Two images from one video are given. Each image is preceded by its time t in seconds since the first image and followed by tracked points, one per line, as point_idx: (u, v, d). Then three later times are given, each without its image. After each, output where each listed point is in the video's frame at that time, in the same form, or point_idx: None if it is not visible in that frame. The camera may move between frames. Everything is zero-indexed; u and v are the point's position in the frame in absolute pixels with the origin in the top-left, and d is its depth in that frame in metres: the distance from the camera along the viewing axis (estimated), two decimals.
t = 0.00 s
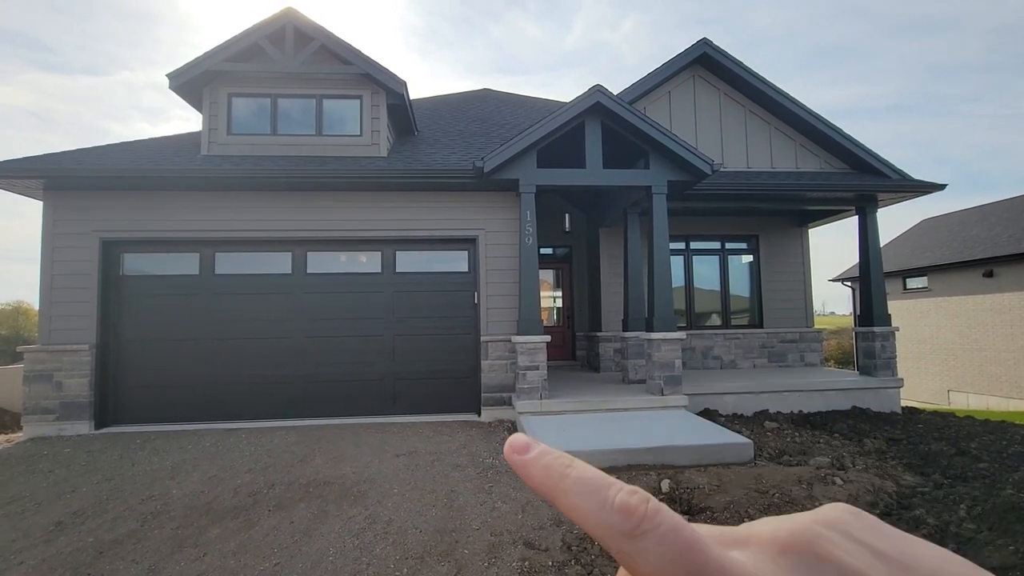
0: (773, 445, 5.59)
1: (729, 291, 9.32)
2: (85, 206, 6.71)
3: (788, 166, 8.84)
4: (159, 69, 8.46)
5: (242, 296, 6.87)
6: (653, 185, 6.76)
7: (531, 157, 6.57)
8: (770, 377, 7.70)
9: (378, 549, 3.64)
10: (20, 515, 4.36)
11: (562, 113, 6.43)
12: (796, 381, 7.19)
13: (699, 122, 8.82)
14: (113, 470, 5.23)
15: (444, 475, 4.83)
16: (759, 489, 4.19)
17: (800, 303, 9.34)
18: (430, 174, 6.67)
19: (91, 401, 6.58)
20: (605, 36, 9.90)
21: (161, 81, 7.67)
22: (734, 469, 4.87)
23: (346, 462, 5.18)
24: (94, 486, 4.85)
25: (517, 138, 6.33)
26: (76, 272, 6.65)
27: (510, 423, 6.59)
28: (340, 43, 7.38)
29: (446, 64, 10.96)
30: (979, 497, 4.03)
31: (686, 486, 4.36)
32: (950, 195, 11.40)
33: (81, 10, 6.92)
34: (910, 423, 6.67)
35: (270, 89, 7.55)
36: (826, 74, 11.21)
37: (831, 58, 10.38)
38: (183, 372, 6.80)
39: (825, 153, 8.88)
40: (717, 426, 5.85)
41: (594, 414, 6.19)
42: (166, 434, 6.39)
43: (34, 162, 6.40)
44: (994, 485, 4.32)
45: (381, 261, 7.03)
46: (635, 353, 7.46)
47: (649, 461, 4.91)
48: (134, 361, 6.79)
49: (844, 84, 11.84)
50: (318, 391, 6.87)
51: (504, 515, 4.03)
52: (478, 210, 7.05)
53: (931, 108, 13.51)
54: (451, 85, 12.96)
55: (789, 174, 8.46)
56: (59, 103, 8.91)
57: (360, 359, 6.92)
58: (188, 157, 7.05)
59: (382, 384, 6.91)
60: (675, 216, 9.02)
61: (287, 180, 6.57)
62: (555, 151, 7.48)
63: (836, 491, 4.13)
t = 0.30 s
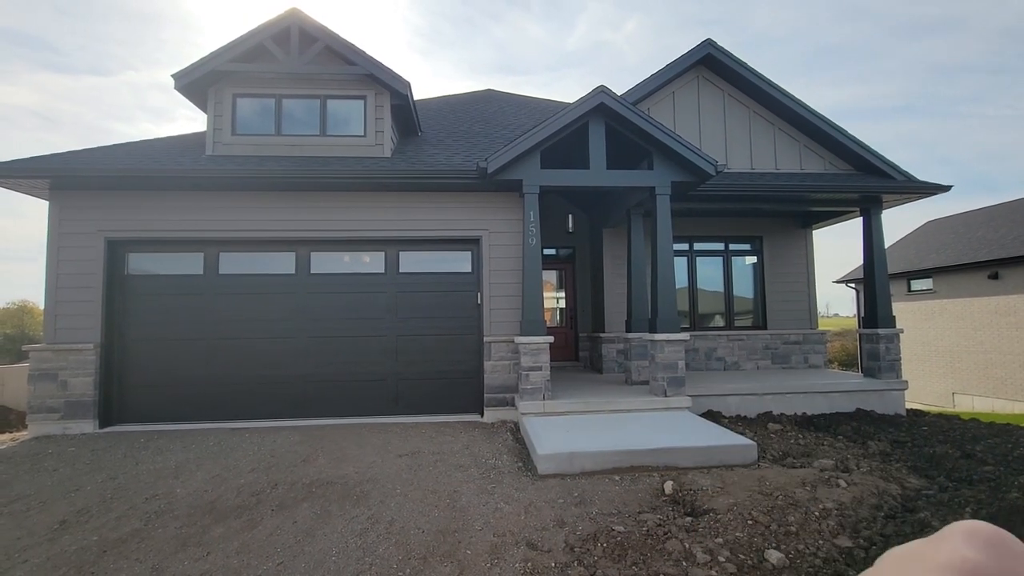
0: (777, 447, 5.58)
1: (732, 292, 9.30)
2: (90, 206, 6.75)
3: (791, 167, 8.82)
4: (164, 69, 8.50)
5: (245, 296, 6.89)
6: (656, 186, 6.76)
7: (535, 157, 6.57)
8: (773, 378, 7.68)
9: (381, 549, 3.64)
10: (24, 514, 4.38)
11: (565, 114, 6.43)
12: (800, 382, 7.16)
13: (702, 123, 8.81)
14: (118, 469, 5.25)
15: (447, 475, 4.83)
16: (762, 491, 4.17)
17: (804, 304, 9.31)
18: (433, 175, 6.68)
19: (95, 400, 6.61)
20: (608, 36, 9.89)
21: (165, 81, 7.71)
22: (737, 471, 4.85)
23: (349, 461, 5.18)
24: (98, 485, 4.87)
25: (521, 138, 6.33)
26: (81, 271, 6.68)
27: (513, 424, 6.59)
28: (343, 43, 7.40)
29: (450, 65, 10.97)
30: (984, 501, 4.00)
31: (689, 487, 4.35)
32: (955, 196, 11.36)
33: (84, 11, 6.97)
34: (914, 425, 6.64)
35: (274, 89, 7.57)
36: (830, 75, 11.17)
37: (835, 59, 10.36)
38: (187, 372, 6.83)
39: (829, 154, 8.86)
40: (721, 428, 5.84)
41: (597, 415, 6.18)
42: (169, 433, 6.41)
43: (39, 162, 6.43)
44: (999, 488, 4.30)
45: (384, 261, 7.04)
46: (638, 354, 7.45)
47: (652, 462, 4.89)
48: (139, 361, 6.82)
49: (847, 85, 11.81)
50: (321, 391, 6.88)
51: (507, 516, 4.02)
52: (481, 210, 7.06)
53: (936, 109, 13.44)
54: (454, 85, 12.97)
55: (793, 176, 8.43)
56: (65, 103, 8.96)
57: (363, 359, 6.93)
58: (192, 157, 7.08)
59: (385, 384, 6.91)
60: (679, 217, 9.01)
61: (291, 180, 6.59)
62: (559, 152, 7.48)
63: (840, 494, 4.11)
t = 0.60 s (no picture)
0: (777, 447, 5.57)
1: (733, 292, 9.29)
2: (91, 205, 6.76)
3: (792, 167, 8.81)
4: (166, 70, 8.53)
5: (246, 295, 6.90)
6: (657, 186, 6.76)
7: (536, 157, 6.57)
8: (774, 379, 7.68)
9: (381, 548, 3.64)
10: (26, 512, 4.39)
11: (566, 113, 6.43)
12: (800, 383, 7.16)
13: (703, 123, 8.80)
14: (119, 467, 5.26)
15: (446, 475, 4.83)
16: (762, 492, 4.17)
17: (804, 305, 9.30)
18: (434, 174, 6.68)
19: (96, 399, 6.63)
20: (610, 36, 9.88)
21: (167, 81, 7.73)
22: (738, 471, 4.85)
23: (350, 460, 5.19)
24: (99, 484, 4.88)
25: (522, 138, 6.34)
26: (82, 270, 6.70)
27: (513, 423, 6.59)
28: (344, 43, 7.41)
29: (451, 65, 10.98)
30: (984, 502, 3.99)
31: (689, 487, 4.35)
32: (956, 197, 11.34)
33: (87, 11, 7.00)
34: (915, 426, 6.63)
35: (275, 89, 7.58)
36: (832, 75, 11.16)
37: (837, 59, 10.34)
38: (188, 370, 6.83)
39: (831, 154, 8.85)
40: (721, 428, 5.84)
41: (597, 415, 6.18)
42: (170, 432, 6.42)
43: (42, 161, 6.45)
44: (1000, 489, 4.29)
45: (384, 261, 7.04)
46: (638, 355, 7.45)
47: (652, 462, 4.89)
48: (140, 359, 6.83)
49: (849, 85, 11.80)
50: (322, 390, 6.89)
51: (507, 515, 4.02)
52: (482, 210, 7.06)
53: (938, 109, 13.41)
54: (455, 85, 12.99)
55: (794, 176, 8.42)
56: (67, 103, 8.98)
57: (364, 359, 6.93)
58: (194, 157, 7.09)
59: (385, 384, 6.92)
60: (680, 217, 9.00)
61: (292, 179, 6.60)
62: (560, 152, 7.48)
63: (840, 494, 4.11)
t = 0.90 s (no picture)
0: (778, 449, 5.56)
1: (734, 293, 9.28)
2: (93, 204, 6.77)
3: (794, 168, 8.80)
4: (168, 69, 8.54)
5: (248, 294, 6.90)
6: (659, 187, 6.75)
7: (537, 157, 6.56)
8: (776, 380, 7.66)
9: (381, 548, 3.64)
10: (26, 509, 4.39)
11: (568, 113, 6.42)
12: (802, 385, 7.14)
13: (706, 123, 8.79)
14: (119, 466, 5.26)
15: (447, 474, 4.83)
16: (762, 493, 4.16)
17: (806, 306, 9.28)
18: (435, 174, 6.68)
19: (97, 397, 6.64)
20: (612, 37, 9.87)
21: (169, 80, 7.73)
22: (738, 473, 4.84)
23: (350, 460, 5.19)
24: (100, 482, 4.88)
25: (524, 138, 6.33)
26: (83, 269, 6.70)
27: (514, 423, 6.58)
28: (346, 42, 7.41)
29: (453, 64, 10.98)
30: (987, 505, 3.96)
31: (690, 488, 4.34)
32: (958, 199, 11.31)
33: (90, 10, 7.02)
34: (917, 428, 6.61)
35: (277, 88, 7.58)
36: (834, 76, 11.14)
37: (840, 61, 10.33)
38: (189, 369, 6.84)
39: (833, 155, 8.83)
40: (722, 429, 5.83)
41: (598, 415, 6.17)
42: (171, 431, 6.42)
43: (44, 160, 6.46)
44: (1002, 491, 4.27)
45: (385, 260, 7.04)
46: (639, 355, 7.44)
47: (652, 463, 4.88)
48: (141, 358, 6.83)
49: (851, 86, 11.78)
50: (323, 389, 6.89)
51: (507, 515, 4.02)
52: (483, 210, 7.06)
53: (941, 111, 13.37)
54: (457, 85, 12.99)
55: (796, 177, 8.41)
56: (69, 101, 9.00)
57: (364, 359, 6.94)
58: (196, 156, 7.10)
59: (386, 383, 6.92)
60: (681, 218, 8.99)
61: (293, 179, 6.60)
62: (562, 152, 7.47)
63: (841, 496, 4.08)
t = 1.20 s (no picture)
0: (777, 449, 5.56)
1: (734, 293, 9.28)
2: (93, 201, 6.75)
3: (795, 168, 8.79)
4: (167, 66, 8.52)
5: (247, 292, 6.89)
6: (659, 186, 6.74)
7: (538, 156, 6.55)
8: (775, 380, 7.66)
9: (379, 547, 3.63)
10: (24, 507, 4.39)
11: (569, 112, 6.41)
12: (801, 385, 7.14)
13: (706, 123, 8.78)
14: (117, 464, 5.25)
15: (445, 474, 4.82)
16: (761, 493, 4.15)
17: (806, 307, 9.28)
18: (435, 173, 6.67)
19: (96, 395, 6.62)
20: (613, 37, 9.86)
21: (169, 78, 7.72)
22: (737, 473, 4.84)
23: (349, 459, 5.18)
24: (98, 479, 4.88)
25: (524, 138, 6.32)
26: (82, 267, 6.69)
27: (513, 423, 6.58)
28: (346, 41, 7.40)
29: (453, 63, 10.97)
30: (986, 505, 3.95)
31: (689, 488, 4.34)
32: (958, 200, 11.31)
33: (90, 8, 7.00)
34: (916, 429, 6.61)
35: (277, 86, 7.57)
36: (834, 76, 11.13)
37: (840, 61, 10.32)
38: (188, 367, 6.83)
39: (833, 155, 8.82)
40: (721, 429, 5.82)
41: (597, 415, 6.17)
42: (170, 429, 6.41)
43: (43, 157, 6.45)
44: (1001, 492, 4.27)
45: (385, 259, 7.03)
46: (639, 355, 7.44)
47: (651, 463, 4.88)
48: (140, 356, 6.82)
49: (852, 87, 11.78)
50: (322, 388, 6.88)
51: (505, 515, 4.02)
52: (483, 209, 7.05)
53: (941, 111, 13.37)
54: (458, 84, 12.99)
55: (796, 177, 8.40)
56: (69, 98, 8.97)
57: (363, 357, 6.93)
58: (195, 154, 7.08)
59: (385, 382, 6.92)
60: (681, 217, 8.98)
61: (293, 177, 6.59)
62: (562, 151, 7.46)
63: (840, 496, 4.08)
